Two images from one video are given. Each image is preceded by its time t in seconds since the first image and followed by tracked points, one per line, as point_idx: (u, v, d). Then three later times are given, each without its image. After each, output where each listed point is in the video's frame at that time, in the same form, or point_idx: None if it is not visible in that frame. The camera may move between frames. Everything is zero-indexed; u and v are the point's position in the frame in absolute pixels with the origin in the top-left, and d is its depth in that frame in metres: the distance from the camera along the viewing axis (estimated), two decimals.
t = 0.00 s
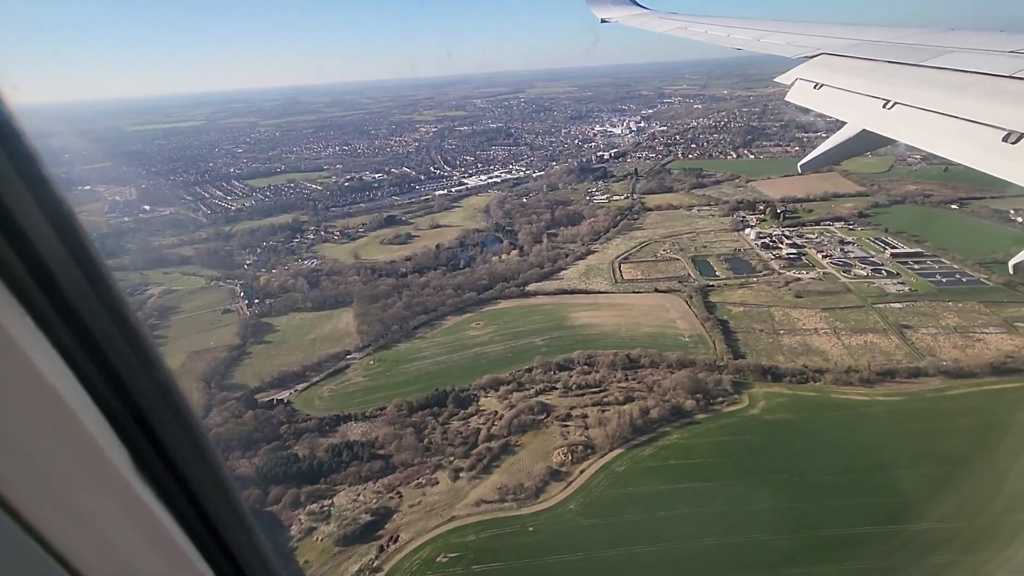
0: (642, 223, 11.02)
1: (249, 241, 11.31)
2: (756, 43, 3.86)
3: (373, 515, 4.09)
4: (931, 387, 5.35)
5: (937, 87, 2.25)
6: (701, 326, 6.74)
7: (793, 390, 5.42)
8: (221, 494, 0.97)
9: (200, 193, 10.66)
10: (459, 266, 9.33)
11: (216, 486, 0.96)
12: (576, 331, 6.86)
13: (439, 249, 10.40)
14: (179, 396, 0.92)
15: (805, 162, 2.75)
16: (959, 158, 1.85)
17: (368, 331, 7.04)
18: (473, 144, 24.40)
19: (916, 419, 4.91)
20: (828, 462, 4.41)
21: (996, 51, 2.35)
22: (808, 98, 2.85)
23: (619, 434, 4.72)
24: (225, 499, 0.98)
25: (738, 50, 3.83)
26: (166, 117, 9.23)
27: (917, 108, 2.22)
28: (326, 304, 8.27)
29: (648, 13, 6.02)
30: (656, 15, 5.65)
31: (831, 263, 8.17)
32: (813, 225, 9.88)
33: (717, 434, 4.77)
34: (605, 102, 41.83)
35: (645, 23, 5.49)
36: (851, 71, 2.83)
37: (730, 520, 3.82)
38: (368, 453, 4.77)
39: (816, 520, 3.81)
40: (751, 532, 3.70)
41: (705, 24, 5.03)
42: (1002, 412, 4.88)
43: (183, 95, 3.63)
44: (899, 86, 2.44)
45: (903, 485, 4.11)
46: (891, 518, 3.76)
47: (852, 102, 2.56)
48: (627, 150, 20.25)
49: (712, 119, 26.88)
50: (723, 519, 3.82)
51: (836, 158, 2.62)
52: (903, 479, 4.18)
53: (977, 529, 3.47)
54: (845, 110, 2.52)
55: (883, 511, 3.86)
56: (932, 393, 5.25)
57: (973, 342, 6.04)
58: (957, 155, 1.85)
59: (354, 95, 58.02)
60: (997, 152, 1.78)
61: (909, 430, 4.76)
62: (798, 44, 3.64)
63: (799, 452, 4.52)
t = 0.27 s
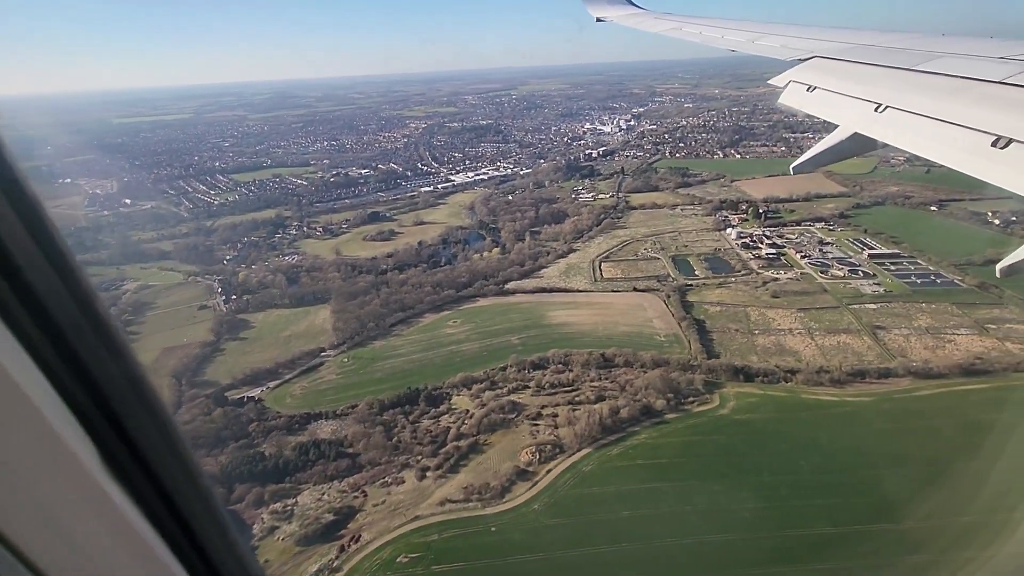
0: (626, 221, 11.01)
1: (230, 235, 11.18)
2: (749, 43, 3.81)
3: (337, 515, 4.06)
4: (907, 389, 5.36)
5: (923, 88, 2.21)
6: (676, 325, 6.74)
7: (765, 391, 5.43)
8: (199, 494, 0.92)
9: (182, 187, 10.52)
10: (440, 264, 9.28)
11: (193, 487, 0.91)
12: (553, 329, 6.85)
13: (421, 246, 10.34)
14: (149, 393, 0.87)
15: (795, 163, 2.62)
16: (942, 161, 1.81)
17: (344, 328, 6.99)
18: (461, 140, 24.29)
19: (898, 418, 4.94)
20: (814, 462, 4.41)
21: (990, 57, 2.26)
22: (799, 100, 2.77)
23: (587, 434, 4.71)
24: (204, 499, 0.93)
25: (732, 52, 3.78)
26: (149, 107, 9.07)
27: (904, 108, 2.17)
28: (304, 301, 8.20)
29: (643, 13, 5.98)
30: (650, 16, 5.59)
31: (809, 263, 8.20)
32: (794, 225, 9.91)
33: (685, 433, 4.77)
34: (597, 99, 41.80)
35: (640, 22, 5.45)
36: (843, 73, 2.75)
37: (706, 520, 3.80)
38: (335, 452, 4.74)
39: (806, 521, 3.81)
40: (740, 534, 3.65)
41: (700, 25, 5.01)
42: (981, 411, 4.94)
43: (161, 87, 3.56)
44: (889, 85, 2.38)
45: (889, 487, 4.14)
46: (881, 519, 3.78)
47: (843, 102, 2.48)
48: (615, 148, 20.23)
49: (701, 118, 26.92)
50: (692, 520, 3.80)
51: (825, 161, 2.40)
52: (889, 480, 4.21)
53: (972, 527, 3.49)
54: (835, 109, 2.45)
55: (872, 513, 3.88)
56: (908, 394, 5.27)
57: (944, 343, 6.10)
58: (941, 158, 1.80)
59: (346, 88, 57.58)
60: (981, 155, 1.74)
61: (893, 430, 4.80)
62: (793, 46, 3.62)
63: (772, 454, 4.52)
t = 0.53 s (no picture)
0: (609, 220, 11.00)
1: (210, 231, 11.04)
2: (742, 45, 3.83)
3: (298, 515, 4.02)
4: (889, 393, 5.32)
5: (918, 95, 2.26)
6: (653, 325, 6.74)
7: (736, 391, 5.45)
8: (146, 495, 1.10)
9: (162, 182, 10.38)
10: (420, 262, 9.24)
11: (147, 496, 1.08)
12: (529, 328, 6.83)
13: (403, 244, 10.28)
14: (108, 418, 1.04)
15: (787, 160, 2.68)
16: (937, 166, 1.86)
17: (319, 326, 6.92)
18: (450, 137, 24.16)
19: (884, 423, 4.89)
20: (799, 466, 4.37)
21: (979, 62, 2.34)
22: (794, 102, 2.84)
23: (556, 434, 4.69)
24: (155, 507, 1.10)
25: (726, 52, 3.81)
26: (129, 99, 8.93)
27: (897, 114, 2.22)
28: (281, 298, 8.12)
29: (639, 12, 5.97)
30: (646, 15, 5.60)
31: (787, 263, 8.23)
32: (775, 225, 9.94)
33: (654, 433, 4.77)
34: (587, 98, 41.77)
35: (635, 22, 5.44)
36: (836, 78, 2.82)
37: (679, 522, 3.76)
38: (301, 452, 4.70)
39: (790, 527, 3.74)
40: (721, 542, 3.57)
41: (696, 26, 5.00)
42: (971, 415, 4.88)
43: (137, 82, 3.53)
44: (882, 92, 2.44)
45: (877, 492, 4.07)
46: (868, 524, 3.71)
47: (837, 108, 2.55)
48: (603, 147, 20.22)
49: (690, 118, 26.97)
50: (656, 521, 3.77)
51: (812, 162, 2.37)
52: (878, 485, 4.15)
53: (969, 525, 3.39)
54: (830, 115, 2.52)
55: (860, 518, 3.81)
56: (892, 398, 5.22)
57: (915, 343, 6.14)
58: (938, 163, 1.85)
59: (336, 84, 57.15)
60: (974, 160, 1.79)
61: (880, 433, 4.75)
62: (785, 48, 3.64)
63: (744, 454, 4.49)
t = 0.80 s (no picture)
0: (593, 220, 10.98)
1: (192, 229, 10.89)
2: (737, 46, 3.79)
3: (262, 517, 3.97)
4: (875, 396, 5.28)
5: (911, 97, 2.24)
6: (631, 324, 6.73)
7: (710, 391, 5.44)
8: (126, 502, 0.93)
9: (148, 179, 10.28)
10: (402, 260, 9.19)
11: (123, 499, 0.93)
12: (508, 328, 6.80)
13: (386, 242, 10.22)
14: (77, 409, 0.87)
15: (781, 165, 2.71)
16: (930, 167, 1.86)
17: (295, 324, 6.87)
18: (440, 135, 24.06)
19: (873, 427, 4.84)
20: (787, 471, 4.31)
21: (971, 65, 2.33)
22: (787, 103, 2.83)
23: (527, 434, 4.67)
24: (132, 512, 0.94)
25: (720, 53, 3.76)
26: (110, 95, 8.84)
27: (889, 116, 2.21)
28: (260, 297, 8.05)
29: (634, 13, 5.94)
30: (640, 16, 5.59)
31: (768, 263, 8.24)
32: (758, 225, 9.95)
33: (625, 434, 4.76)
34: (579, 97, 41.74)
35: (629, 22, 5.41)
36: (830, 79, 2.80)
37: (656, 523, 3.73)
38: (269, 452, 4.65)
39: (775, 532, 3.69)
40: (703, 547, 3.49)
41: (690, 26, 4.97)
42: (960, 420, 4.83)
43: (118, 80, 3.49)
44: (873, 95, 2.41)
45: (866, 495, 4.00)
46: (854, 527, 3.65)
47: (829, 110, 2.53)
48: (592, 146, 20.19)
49: (681, 117, 27.00)
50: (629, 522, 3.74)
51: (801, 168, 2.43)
52: (866, 487, 4.09)
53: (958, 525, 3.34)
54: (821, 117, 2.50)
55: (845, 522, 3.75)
56: (879, 402, 5.18)
57: (891, 344, 6.17)
58: (930, 165, 1.85)
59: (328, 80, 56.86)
60: (966, 163, 1.79)
61: (869, 437, 4.70)
62: (779, 49, 3.60)
63: (715, 456, 4.47)
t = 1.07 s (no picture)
0: (581, 219, 10.95)
1: (177, 227, 10.81)
2: (735, 45, 3.74)
3: (228, 519, 3.94)
4: (871, 399, 5.21)
5: (909, 96, 2.21)
6: (612, 324, 6.70)
7: (687, 391, 5.43)
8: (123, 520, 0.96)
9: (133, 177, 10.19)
10: (387, 259, 9.14)
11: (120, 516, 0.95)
12: (489, 328, 6.78)
13: (372, 241, 10.17)
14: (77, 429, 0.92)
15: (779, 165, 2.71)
16: (925, 166, 1.82)
17: (275, 323, 6.83)
18: (433, 134, 23.98)
19: (868, 430, 4.77)
20: (780, 477, 4.24)
21: (969, 65, 2.31)
22: (785, 103, 2.82)
23: (500, 435, 4.64)
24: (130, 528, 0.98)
25: (718, 52, 3.71)
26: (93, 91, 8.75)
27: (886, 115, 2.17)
28: (242, 296, 7.99)
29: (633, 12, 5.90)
30: (640, 14, 5.55)
31: (752, 263, 8.23)
32: (745, 224, 9.94)
33: (599, 435, 4.74)
34: (575, 95, 41.69)
35: (629, 22, 5.36)
36: (828, 79, 2.78)
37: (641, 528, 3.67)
38: (240, 453, 4.61)
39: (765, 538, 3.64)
40: (692, 556, 3.42)
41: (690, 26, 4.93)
42: (958, 424, 4.76)
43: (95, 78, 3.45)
44: (872, 93, 2.38)
45: (859, 501, 3.94)
46: (845, 535, 3.59)
47: (827, 110, 2.52)
48: (584, 144, 20.15)
49: (674, 116, 26.98)
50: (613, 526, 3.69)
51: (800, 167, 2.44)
52: (861, 492, 4.02)
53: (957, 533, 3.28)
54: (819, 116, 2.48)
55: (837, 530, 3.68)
56: (874, 405, 5.12)
57: (871, 344, 6.17)
58: (924, 164, 1.83)
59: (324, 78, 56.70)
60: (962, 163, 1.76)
61: (864, 441, 4.64)
62: (778, 50, 3.55)
63: (689, 457, 4.44)
